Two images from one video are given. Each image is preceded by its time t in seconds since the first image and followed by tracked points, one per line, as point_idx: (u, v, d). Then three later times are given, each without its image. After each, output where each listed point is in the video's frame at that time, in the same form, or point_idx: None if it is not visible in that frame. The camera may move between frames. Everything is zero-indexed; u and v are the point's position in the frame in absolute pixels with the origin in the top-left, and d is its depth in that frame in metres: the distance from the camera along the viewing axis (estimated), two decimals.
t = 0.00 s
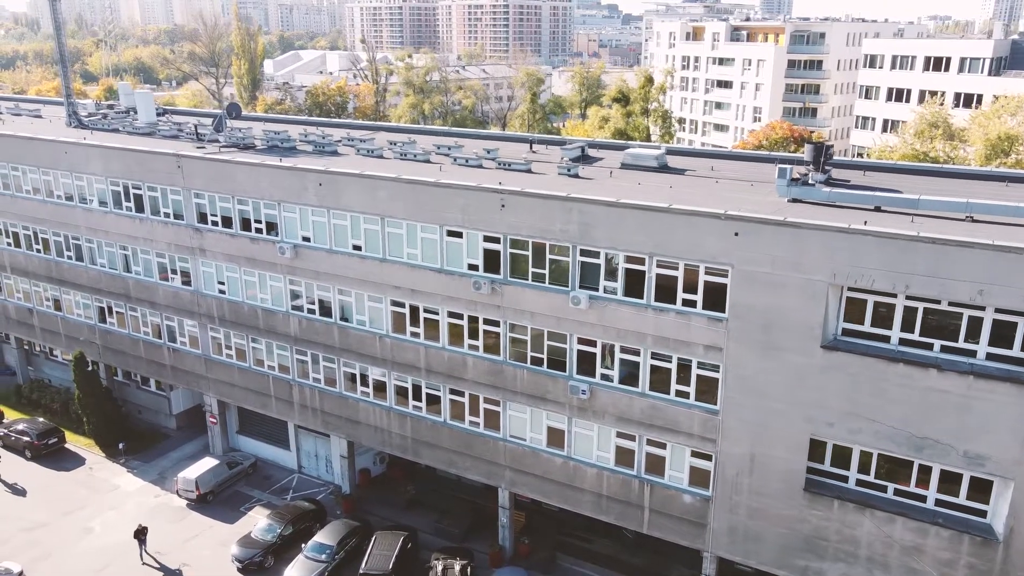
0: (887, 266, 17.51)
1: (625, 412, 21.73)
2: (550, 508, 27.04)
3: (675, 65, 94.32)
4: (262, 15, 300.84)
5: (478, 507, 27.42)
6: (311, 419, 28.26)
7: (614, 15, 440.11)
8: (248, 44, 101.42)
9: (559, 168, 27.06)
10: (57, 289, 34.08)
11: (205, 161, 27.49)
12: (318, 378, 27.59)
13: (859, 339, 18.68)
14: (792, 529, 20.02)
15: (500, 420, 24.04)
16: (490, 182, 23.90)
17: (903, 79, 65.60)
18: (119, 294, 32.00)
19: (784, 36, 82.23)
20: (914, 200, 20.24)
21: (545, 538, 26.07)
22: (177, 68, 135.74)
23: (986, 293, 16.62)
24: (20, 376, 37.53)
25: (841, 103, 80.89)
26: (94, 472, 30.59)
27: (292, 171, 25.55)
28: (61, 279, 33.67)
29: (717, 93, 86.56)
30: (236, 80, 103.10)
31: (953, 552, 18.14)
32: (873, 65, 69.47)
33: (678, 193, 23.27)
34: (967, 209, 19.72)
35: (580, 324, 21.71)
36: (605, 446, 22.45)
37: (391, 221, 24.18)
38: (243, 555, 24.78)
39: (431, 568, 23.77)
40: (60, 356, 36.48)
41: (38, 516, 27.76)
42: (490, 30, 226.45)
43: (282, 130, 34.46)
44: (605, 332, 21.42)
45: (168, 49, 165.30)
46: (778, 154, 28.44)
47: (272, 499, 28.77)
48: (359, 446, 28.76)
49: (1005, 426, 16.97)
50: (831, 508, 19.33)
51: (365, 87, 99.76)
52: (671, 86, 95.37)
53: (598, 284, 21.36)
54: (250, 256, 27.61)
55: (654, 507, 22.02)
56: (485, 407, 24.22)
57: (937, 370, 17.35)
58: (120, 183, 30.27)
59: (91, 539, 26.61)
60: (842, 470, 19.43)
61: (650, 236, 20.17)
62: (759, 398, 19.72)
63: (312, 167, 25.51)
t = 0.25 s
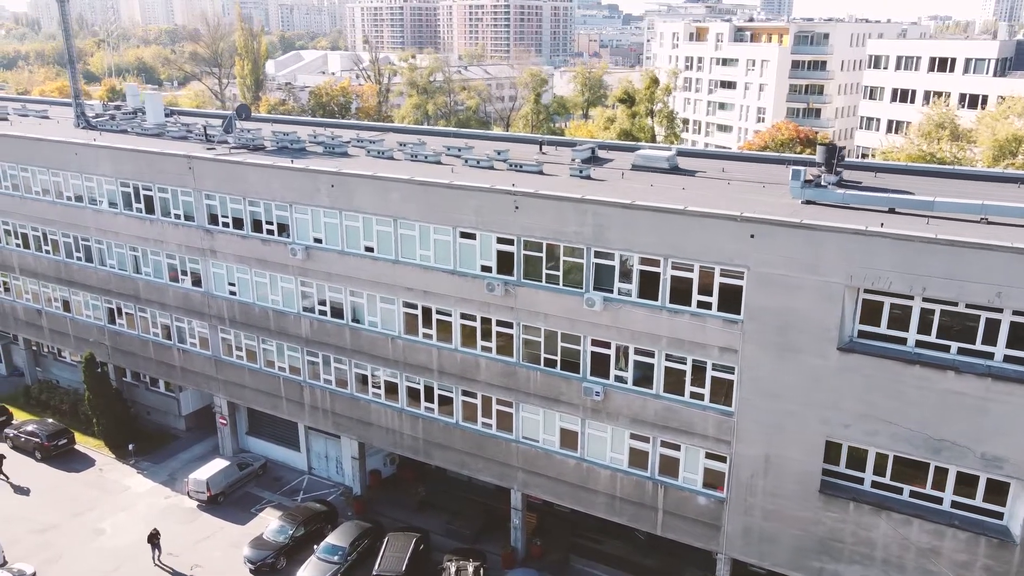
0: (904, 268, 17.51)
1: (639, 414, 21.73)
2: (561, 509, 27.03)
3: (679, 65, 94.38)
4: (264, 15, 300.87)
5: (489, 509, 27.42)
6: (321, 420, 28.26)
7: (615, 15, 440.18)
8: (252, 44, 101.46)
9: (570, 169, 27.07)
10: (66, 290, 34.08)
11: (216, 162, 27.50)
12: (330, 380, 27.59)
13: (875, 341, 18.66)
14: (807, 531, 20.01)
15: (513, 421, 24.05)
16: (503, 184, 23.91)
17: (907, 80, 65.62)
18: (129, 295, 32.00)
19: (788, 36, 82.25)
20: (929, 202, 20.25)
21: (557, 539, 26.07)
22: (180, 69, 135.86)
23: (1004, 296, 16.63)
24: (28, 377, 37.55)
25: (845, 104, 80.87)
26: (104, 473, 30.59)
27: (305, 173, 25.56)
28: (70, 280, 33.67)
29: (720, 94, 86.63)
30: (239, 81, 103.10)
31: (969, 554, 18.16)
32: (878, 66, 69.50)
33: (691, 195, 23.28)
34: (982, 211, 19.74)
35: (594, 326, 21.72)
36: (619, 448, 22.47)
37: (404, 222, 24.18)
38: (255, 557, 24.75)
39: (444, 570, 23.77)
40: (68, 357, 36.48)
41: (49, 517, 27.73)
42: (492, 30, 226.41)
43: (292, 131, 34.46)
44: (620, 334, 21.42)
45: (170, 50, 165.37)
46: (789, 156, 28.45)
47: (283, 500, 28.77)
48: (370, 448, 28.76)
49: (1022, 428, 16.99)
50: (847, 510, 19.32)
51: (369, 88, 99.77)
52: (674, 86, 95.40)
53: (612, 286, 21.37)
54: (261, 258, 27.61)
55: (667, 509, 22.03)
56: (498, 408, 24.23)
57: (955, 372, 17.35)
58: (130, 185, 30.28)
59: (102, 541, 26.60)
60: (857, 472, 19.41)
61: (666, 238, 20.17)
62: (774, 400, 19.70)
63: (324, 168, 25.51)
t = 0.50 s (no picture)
0: (923, 270, 17.51)
1: (654, 415, 21.74)
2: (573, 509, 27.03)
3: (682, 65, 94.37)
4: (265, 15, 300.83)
5: (500, 509, 27.42)
6: (333, 421, 28.27)
7: (616, 15, 440.22)
8: (255, 44, 101.41)
9: (583, 170, 27.07)
10: (76, 291, 34.09)
11: (228, 163, 27.50)
12: (341, 380, 27.59)
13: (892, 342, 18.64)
14: (823, 532, 20.00)
15: (526, 422, 24.06)
16: (517, 185, 23.92)
17: (913, 80, 65.55)
18: (139, 296, 32.00)
19: (792, 36, 82.20)
20: (945, 204, 20.26)
21: (570, 540, 26.08)
22: (182, 69, 135.91)
23: None
24: (37, 377, 37.56)
25: (849, 104, 80.82)
26: (114, 474, 30.60)
27: (317, 173, 25.56)
28: (80, 281, 33.68)
29: (724, 94, 86.65)
30: (242, 81, 103.00)
31: (987, 555, 18.17)
32: (883, 66, 69.46)
33: (705, 196, 23.28)
34: (998, 212, 19.74)
35: (608, 327, 21.73)
36: (633, 449, 22.47)
37: (417, 223, 24.19)
38: (268, 557, 24.80)
39: (457, 570, 23.78)
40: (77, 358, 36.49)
41: (60, 518, 27.71)
42: (493, 30, 226.25)
43: (301, 131, 34.45)
44: (635, 335, 21.42)
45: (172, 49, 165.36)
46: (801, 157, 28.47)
47: (294, 500, 28.77)
48: (381, 448, 28.77)
49: None
50: (863, 511, 19.31)
51: (372, 88, 99.72)
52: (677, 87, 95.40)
53: (628, 287, 21.38)
54: (273, 258, 27.61)
55: (682, 510, 22.03)
56: (511, 409, 24.24)
57: (973, 373, 17.35)
58: (141, 185, 30.29)
59: (114, 541, 26.60)
60: (874, 473, 19.36)
61: (682, 239, 20.17)
62: (790, 401, 19.70)
63: (337, 169, 25.52)
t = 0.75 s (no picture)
0: (942, 270, 17.49)
1: (669, 415, 21.75)
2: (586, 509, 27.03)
3: (686, 66, 94.44)
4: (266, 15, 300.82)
5: (513, 510, 27.41)
6: (345, 421, 28.27)
7: (616, 15, 440.35)
8: (259, 44, 101.31)
9: (596, 171, 27.07)
10: (86, 291, 34.11)
11: (240, 163, 27.51)
12: (354, 381, 27.59)
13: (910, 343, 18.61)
14: (840, 532, 19.99)
15: (541, 422, 24.07)
16: (532, 185, 23.93)
17: (918, 80, 65.56)
18: (150, 296, 32.01)
19: (796, 37, 82.20)
20: (961, 204, 20.26)
21: (583, 540, 26.07)
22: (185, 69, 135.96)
23: None
24: (46, 377, 37.58)
25: (853, 104, 80.79)
26: (126, 474, 30.61)
27: (331, 174, 25.58)
28: (90, 281, 33.70)
29: (728, 94, 86.69)
30: (245, 81, 102.84)
31: (1006, 556, 18.17)
32: (888, 66, 69.50)
33: (719, 197, 23.29)
34: (1015, 213, 19.73)
35: (624, 327, 21.75)
36: (648, 449, 22.48)
37: (431, 223, 24.19)
38: (282, 557, 24.83)
39: (472, 571, 23.79)
40: (87, 358, 36.51)
41: (73, 518, 27.71)
42: (494, 30, 226.06)
43: (311, 132, 34.46)
44: (651, 336, 21.44)
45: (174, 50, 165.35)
46: (813, 157, 28.50)
47: (306, 501, 28.78)
48: (393, 448, 28.78)
49: None
50: (881, 512, 19.29)
51: (376, 88, 99.69)
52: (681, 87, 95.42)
53: (644, 287, 21.39)
54: (286, 259, 27.62)
55: (698, 511, 22.03)
56: (526, 409, 24.25)
57: (993, 374, 17.33)
58: (152, 185, 30.31)
59: (127, 541, 26.61)
60: (891, 474, 19.33)
61: (699, 240, 20.17)
62: (807, 402, 19.69)
63: (351, 169, 25.53)
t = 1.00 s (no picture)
0: (963, 272, 17.47)
1: (686, 416, 21.76)
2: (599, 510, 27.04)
3: (690, 66, 94.43)
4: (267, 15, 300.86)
5: (526, 510, 27.42)
6: (358, 422, 28.28)
7: (617, 15, 440.41)
8: (263, 45, 101.22)
9: (610, 172, 27.06)
10: (97, 292, 34.12)
11: (254, 164, 27.51)
12: (367, 382, 27.60)
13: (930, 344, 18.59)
14: (858, 533, 19.99)
15: (556, 423, 24.08)
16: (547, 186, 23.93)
17: (924, 81, 65.50)
18: (162, 297, 32.01)
19: (801, 37, 82.16)
20: (980, 205, 20.25)
21: (597, 541, 26.07)
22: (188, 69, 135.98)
23: None
24: (56, 378, 37.60)
25: (858, 105, 80.78)
26: (138, 474, 30.63)
27: (345, 174, 25.58)
28: (101, 282, 33.73)
29: (732, 95, 86.72)
30: (249, 81, 102.76)
31: None
32: (894, 66, 69.47)
33: (735, 197, 23.29)
34: None
35: (641, 328, 21.75)
36: (665, 450, 22.49)
37: (447, 224, 24.19)
38: (296, 558, 24.84)
39: (487, 572, 23.80)
40: (98, 359, 36.54)
41: (85, 519, 27.71)
42: (495, 30, 225.79)
43: (322, 132, 34.46)
44: (668, 337, 21.44)
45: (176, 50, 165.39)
46: (825, 158, 28.50)
47: (319, 501, 28.79)
48: (406, 449, 28.79)
49: None
50: (900, 513, 19.30)
51: (379, 89, 99.65)
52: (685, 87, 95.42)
53: (661, 288, 21.39)
54: (299, 259, 27.62)
55: (714, 511, 22.04)
56: (541, 410, 24.26)
57: (1014, 376, 17.32)
58: (165, 186, 30.33)
59: (141, 542, 26.62)
60: (910, 475, 19.33)
61: (717, 241, 20.17)
62: (826, 403, 19.68)
63: (365, 170, 25.53)
